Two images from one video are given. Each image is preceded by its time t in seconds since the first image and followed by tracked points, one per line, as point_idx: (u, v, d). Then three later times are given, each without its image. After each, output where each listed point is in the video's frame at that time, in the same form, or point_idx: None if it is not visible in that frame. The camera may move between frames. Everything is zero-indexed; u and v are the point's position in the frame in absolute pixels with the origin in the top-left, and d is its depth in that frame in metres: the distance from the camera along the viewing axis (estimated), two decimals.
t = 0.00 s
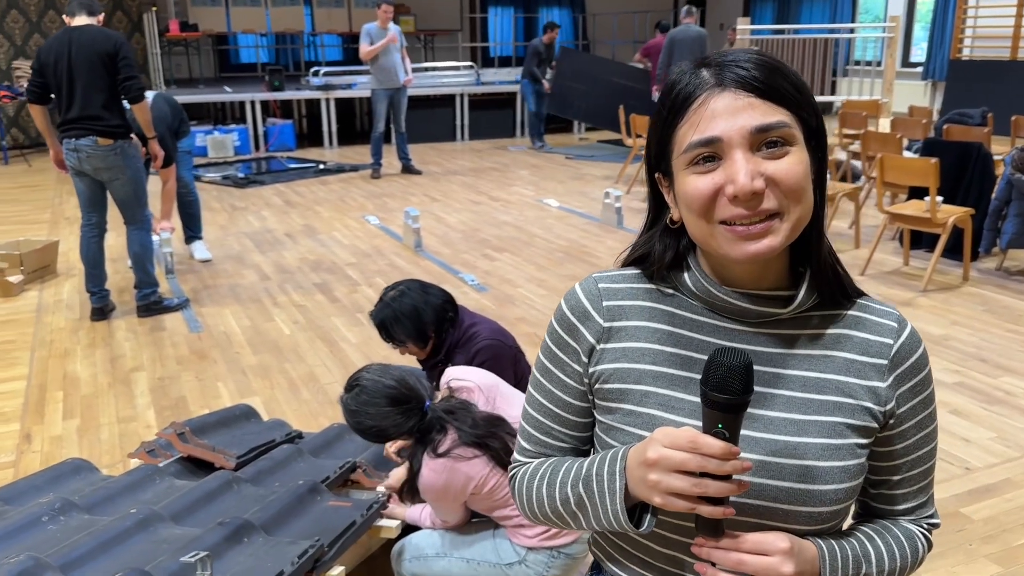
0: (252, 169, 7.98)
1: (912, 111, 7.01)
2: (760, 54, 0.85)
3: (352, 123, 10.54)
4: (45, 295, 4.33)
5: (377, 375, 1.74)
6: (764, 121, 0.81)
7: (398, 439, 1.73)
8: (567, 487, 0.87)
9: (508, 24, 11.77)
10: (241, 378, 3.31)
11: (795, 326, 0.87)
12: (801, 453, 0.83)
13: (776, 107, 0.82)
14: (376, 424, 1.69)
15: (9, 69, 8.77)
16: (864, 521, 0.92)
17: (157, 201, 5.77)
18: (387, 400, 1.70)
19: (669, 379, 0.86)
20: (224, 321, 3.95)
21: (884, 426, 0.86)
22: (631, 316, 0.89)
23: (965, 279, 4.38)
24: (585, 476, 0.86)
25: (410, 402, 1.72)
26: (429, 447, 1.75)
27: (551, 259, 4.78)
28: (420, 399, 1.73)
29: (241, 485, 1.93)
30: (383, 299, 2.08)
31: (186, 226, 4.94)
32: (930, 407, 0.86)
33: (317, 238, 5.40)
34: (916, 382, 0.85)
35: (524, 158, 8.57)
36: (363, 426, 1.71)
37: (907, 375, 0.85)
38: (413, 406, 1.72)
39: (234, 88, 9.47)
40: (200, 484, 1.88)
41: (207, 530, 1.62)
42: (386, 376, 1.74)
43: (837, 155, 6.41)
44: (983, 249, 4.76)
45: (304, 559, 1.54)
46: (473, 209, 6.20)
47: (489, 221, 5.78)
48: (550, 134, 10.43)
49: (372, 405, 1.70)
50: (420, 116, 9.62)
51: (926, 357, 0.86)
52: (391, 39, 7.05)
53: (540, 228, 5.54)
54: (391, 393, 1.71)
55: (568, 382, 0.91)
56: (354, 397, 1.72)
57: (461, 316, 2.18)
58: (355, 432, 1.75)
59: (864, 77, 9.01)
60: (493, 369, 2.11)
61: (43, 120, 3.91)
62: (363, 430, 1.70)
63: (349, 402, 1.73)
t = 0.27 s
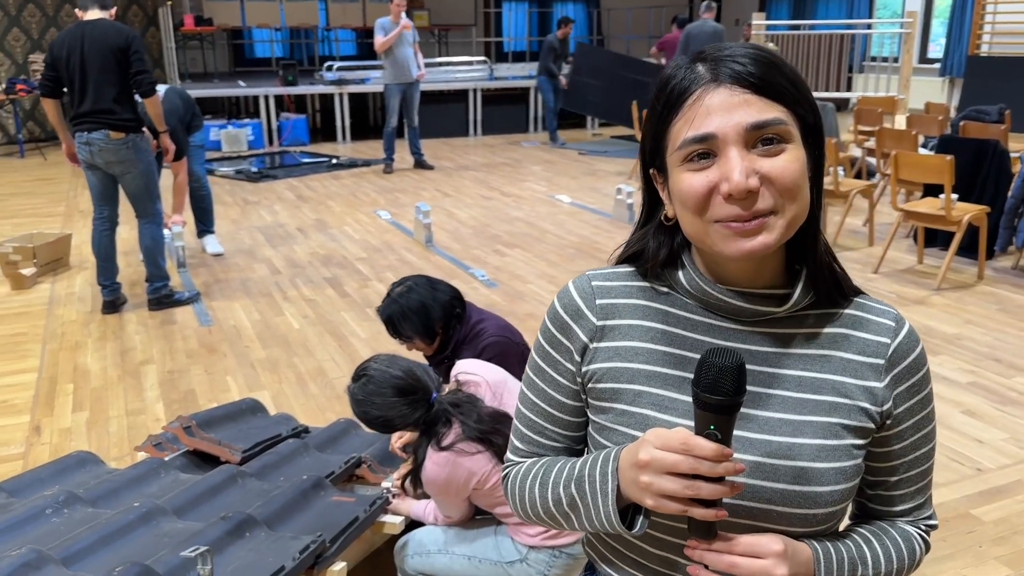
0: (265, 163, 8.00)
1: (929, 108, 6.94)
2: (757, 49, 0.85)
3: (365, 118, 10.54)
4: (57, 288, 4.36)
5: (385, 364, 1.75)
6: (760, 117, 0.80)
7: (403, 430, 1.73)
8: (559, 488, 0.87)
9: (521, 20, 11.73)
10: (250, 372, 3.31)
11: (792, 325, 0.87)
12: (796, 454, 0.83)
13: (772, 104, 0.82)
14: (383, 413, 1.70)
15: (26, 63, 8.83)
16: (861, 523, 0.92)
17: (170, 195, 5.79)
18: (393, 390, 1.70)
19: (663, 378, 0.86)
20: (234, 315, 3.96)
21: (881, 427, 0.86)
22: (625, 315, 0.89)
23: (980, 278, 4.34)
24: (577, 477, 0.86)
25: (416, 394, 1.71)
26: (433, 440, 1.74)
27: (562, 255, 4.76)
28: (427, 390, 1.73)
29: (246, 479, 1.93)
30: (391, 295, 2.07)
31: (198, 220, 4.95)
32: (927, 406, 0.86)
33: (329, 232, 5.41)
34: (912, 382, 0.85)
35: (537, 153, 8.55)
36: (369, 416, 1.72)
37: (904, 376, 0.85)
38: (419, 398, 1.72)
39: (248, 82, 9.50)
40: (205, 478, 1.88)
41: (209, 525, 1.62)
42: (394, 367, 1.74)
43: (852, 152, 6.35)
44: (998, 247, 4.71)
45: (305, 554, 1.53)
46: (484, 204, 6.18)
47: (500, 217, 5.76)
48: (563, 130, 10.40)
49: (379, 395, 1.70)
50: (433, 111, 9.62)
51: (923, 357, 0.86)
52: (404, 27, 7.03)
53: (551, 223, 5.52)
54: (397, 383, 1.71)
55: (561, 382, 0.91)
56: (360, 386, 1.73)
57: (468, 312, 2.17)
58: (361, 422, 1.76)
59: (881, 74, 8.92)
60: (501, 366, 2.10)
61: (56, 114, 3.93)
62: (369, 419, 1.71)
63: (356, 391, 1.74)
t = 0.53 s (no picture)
0: (276, 159, 8.00)
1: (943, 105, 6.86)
2: (755, 44, 0.84)
3: (377, 113, 10.53)
4: (67, 282, 4.37)
5: (388, 366, 1.74)
6: (756, 114, 0.79)
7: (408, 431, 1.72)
8: (554, 491, 0.87)
9: (534, 16, 11.72)
10: (258, 367, 3.31)
11: (789, 326, 0.86)
12: (794, 458, 0.82)
13: (770, 100, 0.80)
14: (388, 415, 1.69)
15: (39, 58, 8.86)
16: (860, 525, 0.92)
17: (180, 190, 5.80)
18: (397, 391, 1.69)
19: (658, 379, 0.85)
20: (243, 310, 3.96)
21: (881, 428, 0.85)
22: (620, 315, 0.88)
23: (994, 277, 4.29)
24: (572, 479, 0.86)
25: (421, 394, 1.70)
26: (438, 440, 1.73)
27: (571, 252, 4.75)
28: (431, 391, 1.72)
29: (250, 475, 1.93)
30: (396, 292, 2.06)
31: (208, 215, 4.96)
32: (928, 407, 0.86)
33: (338, 228, 5.41)
34: (912, 383, 0.84)
35: (547, 150, 8.52)
36: (374, 418, 1.71)
37: (904, 376, 0.84)
38: (424, 398, 1.71)
39: (259, 78, 9.50)
40: (209, 474, 1.88)
41: (211, 521, 1.62)
42: (397, 367, 1.73)
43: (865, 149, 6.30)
44: (1013, 246, 4.66)
45: (307, 552, 1.53)
46: (494, 200, 6.17)
47: (510, 213, 5.75)
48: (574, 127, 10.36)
49: (384, 396, 1.70)
50: (444, 107, 9.60)
51: (923, 357, 0.85)
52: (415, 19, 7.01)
53: (560, 220, 5.50)
54: (401, 384, 1.70)
55: (555, 382, 0.90)
56: (364, 388, 1.72)
57: (473, 310, 2.15)
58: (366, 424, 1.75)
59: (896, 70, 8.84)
60: (506, 364, 2.08)
61: (67, 108, 3.94)
62: (374, 421, 1.70)
63: (360, 394, 1.73)
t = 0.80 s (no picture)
0: (285, 155, 8.00)
1: (955, 102, 6.80)
2: (751, 41, 0.82)
3: (386, 110, 10.52)
4: (75, 278, 4.38)
5: (390, 368, 1.72)
6: (751, 114, 0.78)
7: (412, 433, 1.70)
8: (546, 496, 0.86)
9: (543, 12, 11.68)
10: (263, 364, 3.31)
11: (786, 328, 0.84)
12: (789, 464, 0.80)
13: (765, 100, 0.79)
14: (393, 418, 1.68)
15: (49, 54, 8.89)
16: (859, 532, 0.90)
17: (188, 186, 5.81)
18: (401, 393, 1.68)
19: (652, 383, 0.84)
20: (249, 307, 3.96)
21: (880, 434, 0.83)
22: (613, 317, 0.87)
23: (1005, 275, 4.25)
24: (564, 485, 0.85)
25: (426, 395, 1.69)
26: (443, 441, 1.71)
27: (578, 249, 4.73)
28: (435, 391, 1.71)
29: (252, 473, 1.92)
30: (399, 291, 2.04)
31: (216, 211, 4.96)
32: (928, 413, 0.84)
33: (345, 225, 5.40)
34: (912, 388, 0.82)
35: (556, 146, 8.49)
36: (378, 422, 1.69)
37: (903, 381, 0.82)
38: (428, 399, 1.69)
39: (268, 74, 9.49)
40: (210, 473, 1.88)
41: (211, 521, 1.61)
42: (400, 369, 1.72)
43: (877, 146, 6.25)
44: None
45: (307, 552, 1.52)
46: (502, 197, 6.15)
47: (517, 210, 5.73)
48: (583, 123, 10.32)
49: (387, 399, 1.68)
50: (453, 103, 9.58)
51: (924, 362, 0.83)
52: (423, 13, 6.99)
53: (568, 217, 5.48)
54: (405, 386, 1.68)
55: (548, 386, 0.89)
56: (367, 392, 1.70)
57: (476, 309, 2.14)
58: (368, 427, 1.73)
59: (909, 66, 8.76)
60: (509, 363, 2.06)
61: (74, 104, 3.94)
62: (378, 425, 1.69)
63: (362, 398, 1.71)
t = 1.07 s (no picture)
0: (291, 153, 7.99)
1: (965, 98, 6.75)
2: (755, 31, 0.80)
3: (392, 108, 10.51)
4: (81, 276, 4.38)
5: (392, 367, 1.70)
6: (755, 105, 0.76)
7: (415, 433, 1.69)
8: (544, 496, 0.85)
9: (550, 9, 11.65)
10: (268, 362, 3.30)
11: (791, 326, 0.82)
12: (794, 465, 0.78)
13: (769, 90, 0.77)
14: (395, 418, 1.66)
15: (56, 53, 8.90)
16: (866, 534, 0.88)
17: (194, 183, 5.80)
18: (403, 393, 1.66)
19: (653, 382, 0.82)
20: (254, 305, 3.95)
21: (887, 434, 0.81)
22: (614, 314, 0.85)
23: (1015, 273, 4.21)
24: (562, 486, 0.83)
25: (427, 395, 1.67)
26: (446, 439, 1.70)
27: (584, 247, 4.71)
28: (437, 390, 1.69)
29: (254, 472, 1.91)
30: (401, 289, 2.04)
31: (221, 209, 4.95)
32: (937, 412, 0.81)
33: (351, 222, 5.39)
34: (921, 388, 0.80)
35: (563, 144, 8.47)
36: (380, 422, 1.68)
37: (911, 380, 0.80)
38: (430, 398, 1.68)
39: (275, 72, 9.49)
40: (212, 472, 1.86)
41: (212, 520, 1.60)
42: (401, 369, 1.70)
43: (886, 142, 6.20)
44: None
45: (308, 552, 1.50)
46: (508, 195, 6.13)
47: (524, 207, 5.71)
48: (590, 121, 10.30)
49: (389, 399, 1.66)
50: (459, 101, 9.56)
51: (933, 360, 0.81)
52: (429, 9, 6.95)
53: (575, 214, 5.46)
54: (407, 386, 1.66)
55: (548, 384, 0.87)
56: (369, 393, 1.68)
57: (480, 307, 2.12)
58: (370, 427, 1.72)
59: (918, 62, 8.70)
60: (512, 360, 2.04)
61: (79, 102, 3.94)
62: (381, 426, 1.67)
63: (364, 398, 1.69)
